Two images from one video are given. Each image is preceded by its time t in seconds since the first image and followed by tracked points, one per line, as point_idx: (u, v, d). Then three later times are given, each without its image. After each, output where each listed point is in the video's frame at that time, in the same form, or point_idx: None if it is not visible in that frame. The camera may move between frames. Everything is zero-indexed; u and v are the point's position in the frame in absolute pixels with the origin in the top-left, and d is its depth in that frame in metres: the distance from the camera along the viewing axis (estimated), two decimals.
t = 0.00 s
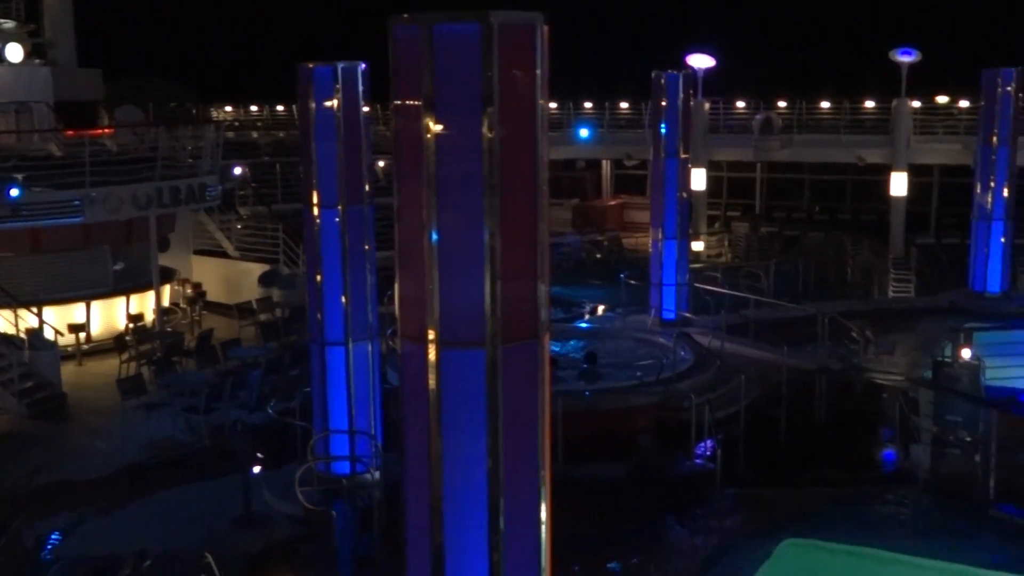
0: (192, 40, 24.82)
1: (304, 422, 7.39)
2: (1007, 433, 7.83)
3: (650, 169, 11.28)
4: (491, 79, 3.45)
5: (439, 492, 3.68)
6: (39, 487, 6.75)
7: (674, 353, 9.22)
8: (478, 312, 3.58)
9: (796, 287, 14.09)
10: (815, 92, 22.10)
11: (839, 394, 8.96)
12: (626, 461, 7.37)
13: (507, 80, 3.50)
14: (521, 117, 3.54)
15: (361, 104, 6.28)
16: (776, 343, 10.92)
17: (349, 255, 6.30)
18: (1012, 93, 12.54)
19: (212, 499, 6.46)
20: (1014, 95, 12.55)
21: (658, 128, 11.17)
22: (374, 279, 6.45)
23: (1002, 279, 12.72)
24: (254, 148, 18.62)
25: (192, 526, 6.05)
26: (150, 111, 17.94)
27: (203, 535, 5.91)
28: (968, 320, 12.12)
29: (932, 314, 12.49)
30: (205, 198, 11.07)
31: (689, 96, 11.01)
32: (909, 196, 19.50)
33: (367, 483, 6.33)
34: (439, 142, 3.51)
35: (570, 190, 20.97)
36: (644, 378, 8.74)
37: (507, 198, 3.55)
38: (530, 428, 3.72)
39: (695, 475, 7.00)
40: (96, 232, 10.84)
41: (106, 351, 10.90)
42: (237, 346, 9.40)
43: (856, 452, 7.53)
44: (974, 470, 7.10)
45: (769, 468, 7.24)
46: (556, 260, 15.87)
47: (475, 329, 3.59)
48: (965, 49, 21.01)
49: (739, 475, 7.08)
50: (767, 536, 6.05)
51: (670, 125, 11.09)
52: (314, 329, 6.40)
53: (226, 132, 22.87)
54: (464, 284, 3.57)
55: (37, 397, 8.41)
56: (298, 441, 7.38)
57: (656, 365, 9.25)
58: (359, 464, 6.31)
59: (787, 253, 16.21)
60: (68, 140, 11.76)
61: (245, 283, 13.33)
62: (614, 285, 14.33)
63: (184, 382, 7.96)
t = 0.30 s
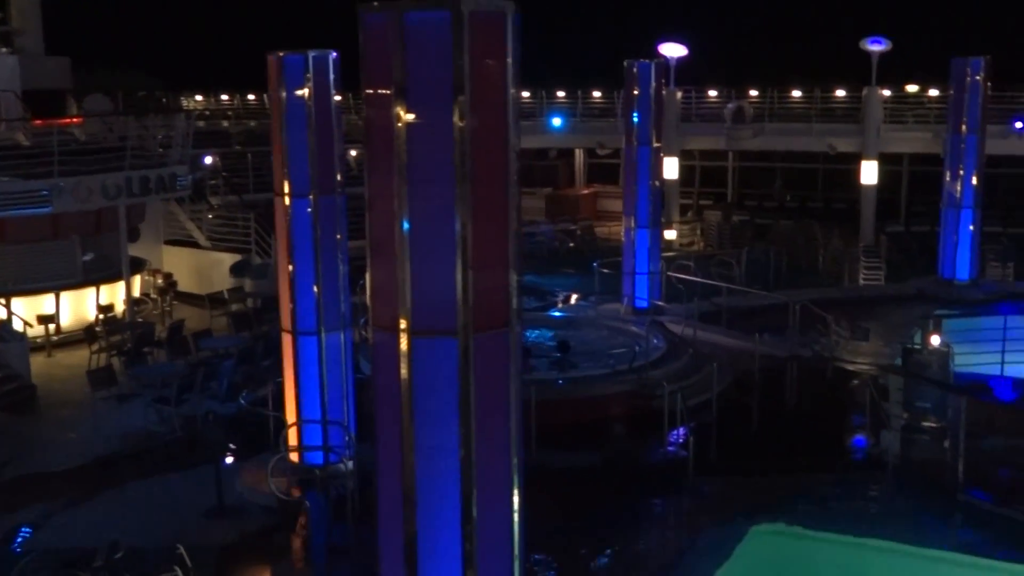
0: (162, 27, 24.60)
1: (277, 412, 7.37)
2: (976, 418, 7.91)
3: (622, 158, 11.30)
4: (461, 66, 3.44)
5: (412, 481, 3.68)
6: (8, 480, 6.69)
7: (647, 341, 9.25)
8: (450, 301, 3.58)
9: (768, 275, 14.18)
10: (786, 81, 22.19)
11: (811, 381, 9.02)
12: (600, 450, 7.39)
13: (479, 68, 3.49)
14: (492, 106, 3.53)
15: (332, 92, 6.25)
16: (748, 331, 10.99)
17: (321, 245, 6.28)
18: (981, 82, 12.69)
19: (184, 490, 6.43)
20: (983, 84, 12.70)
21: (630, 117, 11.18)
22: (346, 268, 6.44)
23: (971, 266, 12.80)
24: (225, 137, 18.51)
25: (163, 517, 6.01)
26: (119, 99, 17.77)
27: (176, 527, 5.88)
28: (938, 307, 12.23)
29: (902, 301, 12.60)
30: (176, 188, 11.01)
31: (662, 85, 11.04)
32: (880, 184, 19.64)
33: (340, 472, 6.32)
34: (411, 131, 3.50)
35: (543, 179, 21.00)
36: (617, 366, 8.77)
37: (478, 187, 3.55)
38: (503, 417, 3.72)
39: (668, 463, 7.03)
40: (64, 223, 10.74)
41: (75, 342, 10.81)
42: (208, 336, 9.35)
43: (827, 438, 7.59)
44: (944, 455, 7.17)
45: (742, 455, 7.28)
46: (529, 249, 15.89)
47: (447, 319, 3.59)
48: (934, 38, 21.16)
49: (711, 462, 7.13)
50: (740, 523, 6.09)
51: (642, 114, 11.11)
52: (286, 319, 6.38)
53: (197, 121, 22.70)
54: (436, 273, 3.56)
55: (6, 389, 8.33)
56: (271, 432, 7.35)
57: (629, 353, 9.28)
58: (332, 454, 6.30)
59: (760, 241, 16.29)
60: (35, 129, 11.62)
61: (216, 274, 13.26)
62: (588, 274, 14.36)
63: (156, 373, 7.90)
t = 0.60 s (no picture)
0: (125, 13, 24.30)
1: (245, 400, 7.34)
2: (941, 399, 8.01)
3: (590, 142, 11.32)
4: (428, 51, 3.43)
5: (381, 467, 3.67)
6: None
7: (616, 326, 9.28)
8: (418, 287, 3.57)
9: (736, 258, 14.25)
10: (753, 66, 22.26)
11: (778, 364, 9.09)
12: (570, 434, 7.41)
13: (446, 53, 3.48)
14: (459, 91, 3.53)
15: (298, 78, 6.21)
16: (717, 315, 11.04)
17: (289, 232, 6.25)
18: (945, 66, 12.81)
19: (153, 480, 6.39)
20: (947, 68, 12.82)
21: (598, 101, 11.20)
22: (314, 255, 6.41)
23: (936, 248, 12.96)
24: (190, 124, 18.33)
25: (132, 507, 5.98)
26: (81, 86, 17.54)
27: (145, 516, 5.85)
28: (904, 289, 12.34)
29: (869, 283, 12.70)
30: (141, 176, 10.92)
31: (629, 69, 11.06)
32: (846, 168, 19.76)
33: (310, 460, 6.31)
34: (377, 117, 3.49)
35: (511, 165, 21.00)
36: (586, 351, 8.79)
37: (446, 172, 3.54)
38: (472, 401, 3.73)
39: (638, 447, 7.07)
40: (27, 210, 10.76)
41: (41, 332, 10.67)
42: (175, 325, 9.28)
43: (795, 420, 7.66)
44: (910, 436, 7.26)
45: (711, 438, 7.33)
46: (498, 234, 15.88)
47: (415, 304, 3.58)
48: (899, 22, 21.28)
49: (681, 444, 7.17)
50: (710, 504, 6.13)
51: (610, 99, 11.12)
52: (254, 306, 6.35)
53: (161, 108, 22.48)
54: (404, 258, 3.55)
55: None
56: (239, 420, 7.32)
57: (598, 338, 9.30)
58: (302, 441, 6.28)
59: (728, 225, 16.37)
60: None
61: (184, 261, 13.16)
62: (557, 259, 14.37)
63: (122, 362, 7.84)
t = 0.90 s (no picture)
0: None
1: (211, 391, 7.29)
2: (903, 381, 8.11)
3: (555, 128, 11.33)
4: (391, 37, 3.41)
5: (347, 455, 3.66)
6: None
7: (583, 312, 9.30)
8: (383, 274, 3.55)
9: (702, 243, 14.32)
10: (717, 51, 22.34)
11: (743, 348, 9.16)
12: (537, 420, 7.43)
13: (409, 39, 3.47)
14: (422, 78, 3.52)
15: (261, 66, 6.16)
16: (682, 300, 11.11)
17: (253, 221, 6.21)
18: (906, 51, 12.95)
19: (118, 472, 6.34)
20: (908, 53, 12.96)
21: (563, 88, 11.21)
22: (278, 244, 6.38)
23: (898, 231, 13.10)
24: (151, 112, 18.14)
25: (97, 499, 5.93)
26: (40, 75, 17.31)
27: (111, 508, 5.80)
28: (866, 273, 12.47)
29: (831, 267, 12.82)
30: (101, 166, 10.85)
31: (594, 56, 11.07)
32: (809, 154, 19.90)
33: (277, 449, 6.29)
34: (340, 103, 3.46)
35: (477, 151, 20.99)
36: (553, 338, 8.81)
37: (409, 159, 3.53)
38: (438, 389, 3.73)
39: (605, 432, 7.10)
40: None
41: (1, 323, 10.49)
42: (139, 315, 9.20)
43: (760, 404, 7.73)
44: (873, 418, 7.34)
45: (677, 422, 7.37)
46: (465, 222, 15.84)
47: (380, 291, 3.56)
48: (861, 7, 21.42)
49: (647, 429, 7.21)
50: (677, 489, 6.18)
51: (575, 86, 11.15)
52: (219, 296, 6.31)
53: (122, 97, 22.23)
54: (368, 246, 3.53)
55: None
56: (205, 411, 7.28)
57: (565, 324, 9.32)
58: (268, 431, 6.25)
59: (693, 210, 16.45)
60: None
61: (146, 251, 13.15)
62: (522, 245, 14.39)
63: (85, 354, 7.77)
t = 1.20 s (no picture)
0: None
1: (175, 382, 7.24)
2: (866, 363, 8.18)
3: (520, 115, 11.32)
4: (351, 24, 3.39)
5: (312, 445, 3.64)
6: None
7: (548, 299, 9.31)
8: (347, 263, 3.53)
9: (666, 228, 14.38)
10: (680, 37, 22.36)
11: (708, 332, 9.22)
12: (504, 407, 7.43)
13: (370, 26, 3.45)
14: (384, 66, 3.50)
15: (220, 54, 6.10)
16: (647, 285, 11.15)
17: (215, 211, 6.16)
18: (866, 36, 13.05)
19: (82, 465, 6.28)
20: (868, 38, 13.06)
21: (526, 75, 11.19)
22: (241, 234, 6.34)
23: (860, 216, 13.15)
24: (111, 102, 17.94)
25: (60, 493, 5.87)
26: None
27: (75, 502, 5.75)
28: (830, 257, 12.56)
29: (795, 251, 12.90)
30: (60, 156, 10.76)
31: (557, 42, 11.06)
32: (772, 139, 19.98)
33: (242, 440, 6.26)
34: (300, 91, 3.44)
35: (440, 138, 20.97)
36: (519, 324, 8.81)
37: (371, 147, 3.51)
38: (402, 377, 3.72)
39: (572, 418, 7.12)
40: None
41: None
42: (100, 307, 9.12)
43: (725, 388, 7.78)
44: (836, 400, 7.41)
45: (643, 408, 7.40)
46: (429, 209, 15.80)
47: (344, 280, 3.54)
48: None
49: (613, 414, 7.24)
50: (643, 474, 6.21)
51: (538, 72, 11.16)
52: (181, 286, 6.26)
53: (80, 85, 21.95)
54: (330, 234, 3.51)
55: None
56: (169, 402, 7.22)
57: (531, 311, 9.33)
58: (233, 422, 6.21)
59: (657, 196, 16.49)
60: None
61: (108, 243, 13.21)
62: (488, 233, 14.37)
63: (46, 346, 7.69)
